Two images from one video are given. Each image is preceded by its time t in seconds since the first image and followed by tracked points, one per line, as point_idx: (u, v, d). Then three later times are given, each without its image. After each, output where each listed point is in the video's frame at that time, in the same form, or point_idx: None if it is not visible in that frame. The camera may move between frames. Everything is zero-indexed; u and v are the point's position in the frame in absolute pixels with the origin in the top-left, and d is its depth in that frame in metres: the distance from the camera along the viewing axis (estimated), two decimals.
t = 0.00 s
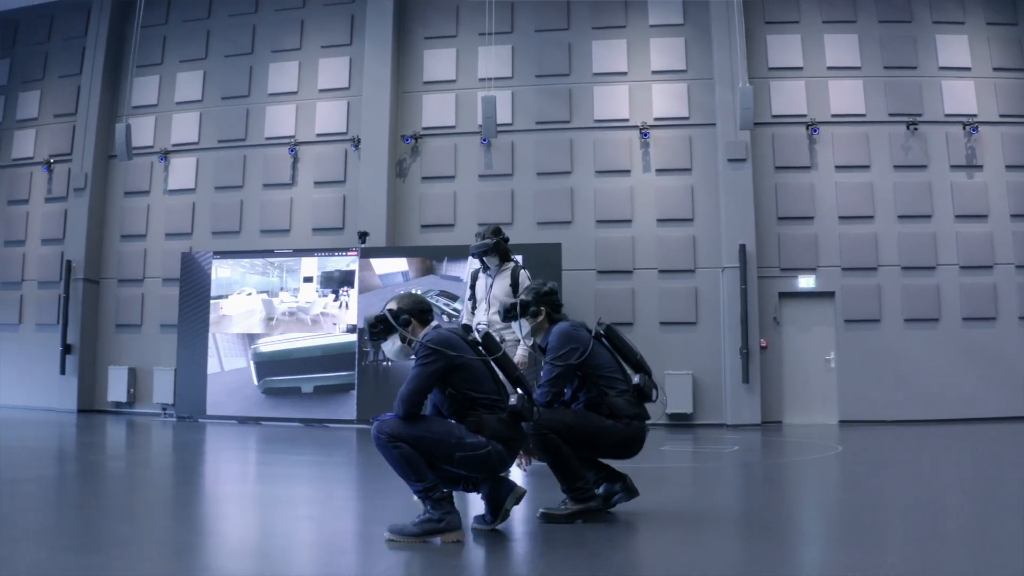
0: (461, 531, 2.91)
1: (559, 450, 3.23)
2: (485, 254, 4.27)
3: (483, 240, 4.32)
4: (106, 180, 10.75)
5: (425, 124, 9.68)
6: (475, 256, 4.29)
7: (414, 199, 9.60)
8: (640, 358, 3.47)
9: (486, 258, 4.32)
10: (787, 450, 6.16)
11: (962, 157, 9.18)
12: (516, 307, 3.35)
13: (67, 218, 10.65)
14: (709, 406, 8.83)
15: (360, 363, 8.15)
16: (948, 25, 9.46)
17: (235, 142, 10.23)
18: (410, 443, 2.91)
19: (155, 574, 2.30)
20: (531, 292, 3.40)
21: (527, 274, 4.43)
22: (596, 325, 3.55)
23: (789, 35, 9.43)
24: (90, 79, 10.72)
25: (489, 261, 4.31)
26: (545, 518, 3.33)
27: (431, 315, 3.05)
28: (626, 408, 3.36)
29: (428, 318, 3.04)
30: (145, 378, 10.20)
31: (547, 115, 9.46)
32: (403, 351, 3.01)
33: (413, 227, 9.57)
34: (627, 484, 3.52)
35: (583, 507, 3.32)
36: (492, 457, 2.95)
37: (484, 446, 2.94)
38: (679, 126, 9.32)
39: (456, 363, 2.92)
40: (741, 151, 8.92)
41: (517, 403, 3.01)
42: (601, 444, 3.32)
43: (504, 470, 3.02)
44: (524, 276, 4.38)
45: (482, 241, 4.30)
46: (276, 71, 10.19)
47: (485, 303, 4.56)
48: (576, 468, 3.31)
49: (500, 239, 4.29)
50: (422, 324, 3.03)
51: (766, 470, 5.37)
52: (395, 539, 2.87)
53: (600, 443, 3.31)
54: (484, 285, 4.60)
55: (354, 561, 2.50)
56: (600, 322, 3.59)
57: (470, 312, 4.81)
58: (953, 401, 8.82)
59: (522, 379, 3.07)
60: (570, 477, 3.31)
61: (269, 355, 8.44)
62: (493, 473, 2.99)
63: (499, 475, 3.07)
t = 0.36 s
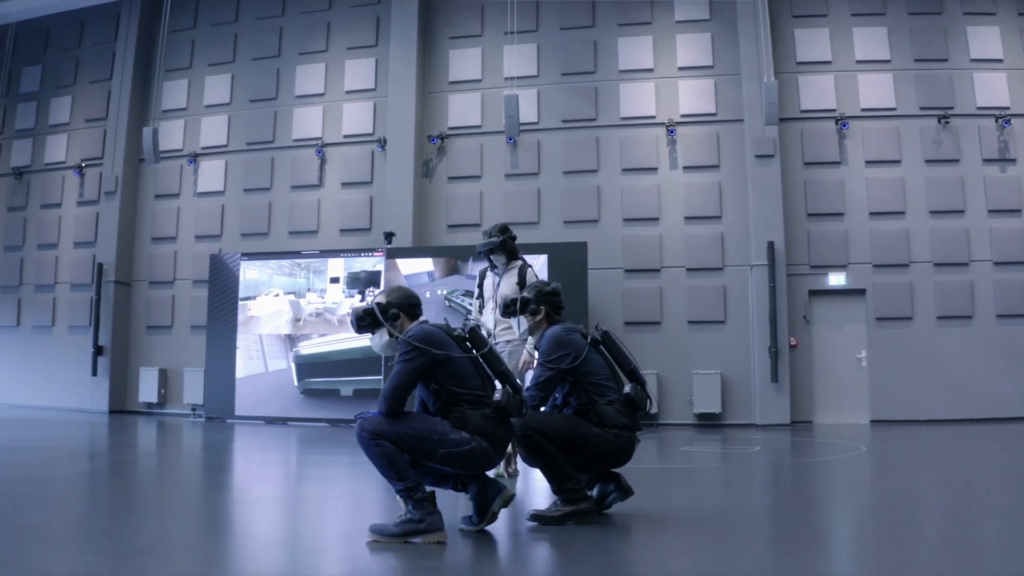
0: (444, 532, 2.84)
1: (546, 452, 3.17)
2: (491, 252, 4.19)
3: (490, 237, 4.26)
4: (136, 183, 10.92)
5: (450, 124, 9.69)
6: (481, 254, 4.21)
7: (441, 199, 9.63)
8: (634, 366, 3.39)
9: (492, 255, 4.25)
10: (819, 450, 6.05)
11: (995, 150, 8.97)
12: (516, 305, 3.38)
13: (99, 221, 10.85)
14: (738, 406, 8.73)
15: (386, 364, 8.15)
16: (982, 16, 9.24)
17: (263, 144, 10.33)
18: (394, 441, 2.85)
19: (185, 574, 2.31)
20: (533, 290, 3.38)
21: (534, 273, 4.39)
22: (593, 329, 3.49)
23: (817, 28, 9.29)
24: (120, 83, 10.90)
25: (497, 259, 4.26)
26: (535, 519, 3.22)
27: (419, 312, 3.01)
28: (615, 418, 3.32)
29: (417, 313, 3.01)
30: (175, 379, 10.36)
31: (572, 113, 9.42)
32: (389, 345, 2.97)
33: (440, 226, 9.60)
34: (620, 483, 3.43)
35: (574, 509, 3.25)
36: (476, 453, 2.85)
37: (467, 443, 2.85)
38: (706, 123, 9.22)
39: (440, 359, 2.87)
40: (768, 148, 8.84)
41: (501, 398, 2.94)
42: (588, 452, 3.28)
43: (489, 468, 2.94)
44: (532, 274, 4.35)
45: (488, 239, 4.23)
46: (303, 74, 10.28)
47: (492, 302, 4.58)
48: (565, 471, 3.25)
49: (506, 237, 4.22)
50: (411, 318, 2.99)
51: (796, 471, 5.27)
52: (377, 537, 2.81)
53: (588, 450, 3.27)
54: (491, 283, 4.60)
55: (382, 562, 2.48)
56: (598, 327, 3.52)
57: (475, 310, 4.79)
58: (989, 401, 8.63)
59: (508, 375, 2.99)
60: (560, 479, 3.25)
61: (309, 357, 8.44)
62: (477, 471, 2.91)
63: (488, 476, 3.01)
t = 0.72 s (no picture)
0: (424, 533, 2.81)
1: (534, 452, 3.17)
2: (499, 249, 4.18)
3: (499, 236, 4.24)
4: (165, 187, 11.07)
5: (475, 123, 9.70)
6: (490, 251, 4.22)
7: (466, 199, 9.65)
8: (627, 368, 3.40)
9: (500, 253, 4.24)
10: (849, 450, 5.96)
11: None
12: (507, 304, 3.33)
13: (129, 224, 11.03)
14: (767, 406, 8.63)
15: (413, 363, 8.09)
16: (1014, 5, 9.03)
17: (290, 146, 10.42)
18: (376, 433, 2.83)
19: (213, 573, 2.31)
20: (526, 288, 3.35)
21: (543, 272, 4.30)
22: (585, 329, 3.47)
23: (845, 21, 9.14)
24: (149, 87, 11.05)
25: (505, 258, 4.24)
26: (524, 520, 3.18)
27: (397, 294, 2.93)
28: (608, 421, 3.28)
29: (397, 297, 2.94)
30: (204, 380, 10.50)
31: (597, 111, 9.37)
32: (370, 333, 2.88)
33: (466, 226, 9.63)
34: (614, 485, 3.37)
35: (563, 510, 3.23)
36: (462, 431, 2.80)
37: (453, 420, 2.80)
38: (732, 119, 9.12)
39: (419, 342, 2.78)
40: (796, 143, 8.73)
41: (484, 371, 2.80)
42: (579, 454, 3.22)
43: (479, 444, 2.86)
44: (540, 273, 4.24)
45: (496, 237, 4.23)
46: (329, 75, 10.35)
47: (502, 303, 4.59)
48: (554, 473, 3.24)
49: (514, 236, 4.20)
50: (391, 303, 2.92)
51: (826, 471, 5.19)
52: (356, 537, 2.81)
53: (579, 452, 3.21)
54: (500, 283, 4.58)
55: (407, 563, 2.47)
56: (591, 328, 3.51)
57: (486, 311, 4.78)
58: None
59: (489, 348, 2.87)
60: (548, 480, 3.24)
61: (342, 357, 8.42)
62: (466, 447, 2.85)
63: (480, 481, 2.98)
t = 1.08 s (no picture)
0: (403, 533, 2.76)
1: (517, 451, 3.16)
2: (506, 246, 4.12)
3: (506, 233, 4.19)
4: (193, 189, 11.21)
5: (499, 123, 9.70)
6: (496, 247, 4.17)
7: (490, 198, 9.66)
8: (617, 368, 3.28)
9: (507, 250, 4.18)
10: (878, 450, 5.86)
11: None
12: (496, 301, 3.29)
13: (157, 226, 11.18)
14: (793, 406, 8.52)
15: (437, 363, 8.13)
16: None
17: (315, 148, 10.50)
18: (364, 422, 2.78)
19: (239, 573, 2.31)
20: (514, 288, 3.31)
21: (551, 270, 4.24)
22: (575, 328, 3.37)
23: (871, 15, 9.00)
24: (176, 91, 11.19)
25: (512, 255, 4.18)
26: (510, 521, 3.12)
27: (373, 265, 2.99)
28: (594, 423, 3.22)
29: (376, 267, 2.99)
30: (231, 380, 10.63)
31: (621, 109, 9.33)
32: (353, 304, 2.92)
33: (490, 226, 9.63)
34: (605, 486, 3.27)
35: (550, 512, 3.15)
36: (451, 385, 2.76)
37: (438, 377, 2.76)
38: (758, 115, 9.03)
39: (398, 303, 2.79)
40: (821, 139, 8.61)
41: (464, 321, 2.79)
42: (563, 455, 3.19)
43: (468, 400, 2.81)
44: (548, 271, 4.19)
45: (503, 233, 4.17)
46: (353, 76, 10.41)
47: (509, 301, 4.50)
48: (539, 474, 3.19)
49: (522, 233, 4.14)
50: (370, 273, 2.98)
51: (854, 472, 5.10)
52: (335, 536, 2.76)
53: (564, 454, 3.18)
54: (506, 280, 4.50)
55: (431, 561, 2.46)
56: (583, 327, 3.43)
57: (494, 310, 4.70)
58: None
59: (468, 301, 2.88)
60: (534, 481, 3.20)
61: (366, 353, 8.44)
62: (456, 405, 2.79)
63: (474, 490, 2.91)
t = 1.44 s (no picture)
0: (379, 535, 2.62)
1: (499, 450, 2.97)
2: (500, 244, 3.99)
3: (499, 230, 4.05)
4: (215, 191, 11.34)
5: (518, 122, 9.71)
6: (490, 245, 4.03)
7: (510, 198, 9.67)
8: (599, 368, 3.12)
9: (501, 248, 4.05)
10: (901, 450, 5.80)
11: None
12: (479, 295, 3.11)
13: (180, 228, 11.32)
14: (815, 405, 8.43)
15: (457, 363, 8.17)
16: None
17: (335, 149, 10.57)
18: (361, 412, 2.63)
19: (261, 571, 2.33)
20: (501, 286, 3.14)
21: (550, 267, 4.14)
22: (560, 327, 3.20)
23: (893, 9, 8.88)
24: (198, 93, 11.32)
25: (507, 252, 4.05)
26: (493, 523, 2.91)
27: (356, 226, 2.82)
28: (577, 422, 3.06)
29: (358, 230, 2.83)
30: (253, 381, 10.74)
31: (641, 106, 9.29)
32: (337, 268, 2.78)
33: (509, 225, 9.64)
34: (591, 488, 3.13)
35: (533, 513, 2.94)
36: (431, 347, 2.66)
37: (417, 339, 2.66)
38: (779, 112, 8.95)
39: (376, 263, 2.67)
40: (842, 134, 8.52)
41: (443, 280, 2.68)
42: (547, 455, 3.03)
43: (452, 357, 2.71)
44: (547, 268, 4.10)
45: (496, 231, 4.03)
46: (373, 77, 10.46)
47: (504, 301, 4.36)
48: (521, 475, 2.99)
49: (517, 229, 4.02)
50: (353, 236, 2.83)
51: (878, 472, 5.03)
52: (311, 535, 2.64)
53: (548, 454, 3.02)
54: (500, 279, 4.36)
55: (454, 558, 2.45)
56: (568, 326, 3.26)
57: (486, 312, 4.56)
58: None
59: (445, 259, 2.76)
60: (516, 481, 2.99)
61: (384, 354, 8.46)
62: (439, 366, 2.70)
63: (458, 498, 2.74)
